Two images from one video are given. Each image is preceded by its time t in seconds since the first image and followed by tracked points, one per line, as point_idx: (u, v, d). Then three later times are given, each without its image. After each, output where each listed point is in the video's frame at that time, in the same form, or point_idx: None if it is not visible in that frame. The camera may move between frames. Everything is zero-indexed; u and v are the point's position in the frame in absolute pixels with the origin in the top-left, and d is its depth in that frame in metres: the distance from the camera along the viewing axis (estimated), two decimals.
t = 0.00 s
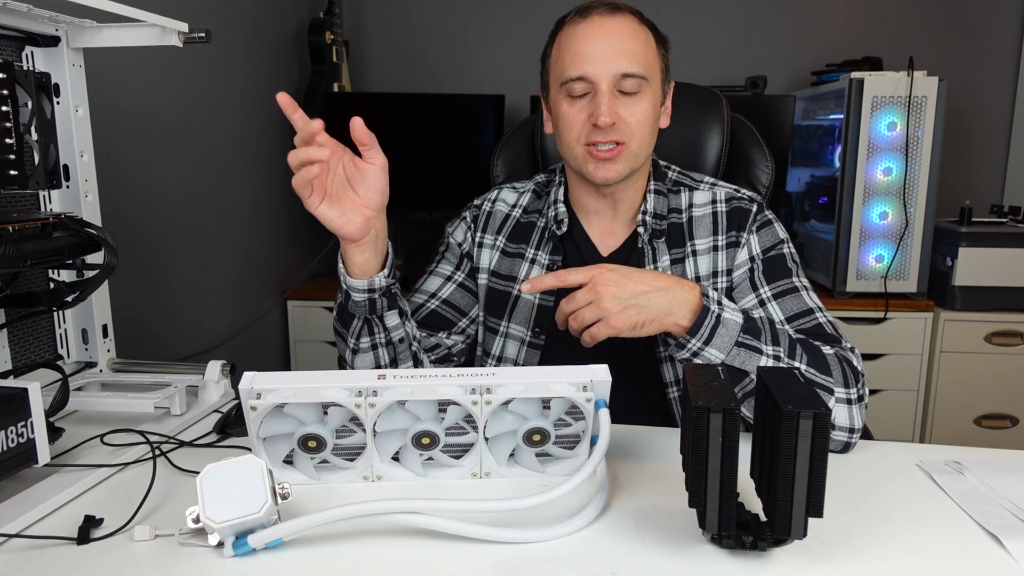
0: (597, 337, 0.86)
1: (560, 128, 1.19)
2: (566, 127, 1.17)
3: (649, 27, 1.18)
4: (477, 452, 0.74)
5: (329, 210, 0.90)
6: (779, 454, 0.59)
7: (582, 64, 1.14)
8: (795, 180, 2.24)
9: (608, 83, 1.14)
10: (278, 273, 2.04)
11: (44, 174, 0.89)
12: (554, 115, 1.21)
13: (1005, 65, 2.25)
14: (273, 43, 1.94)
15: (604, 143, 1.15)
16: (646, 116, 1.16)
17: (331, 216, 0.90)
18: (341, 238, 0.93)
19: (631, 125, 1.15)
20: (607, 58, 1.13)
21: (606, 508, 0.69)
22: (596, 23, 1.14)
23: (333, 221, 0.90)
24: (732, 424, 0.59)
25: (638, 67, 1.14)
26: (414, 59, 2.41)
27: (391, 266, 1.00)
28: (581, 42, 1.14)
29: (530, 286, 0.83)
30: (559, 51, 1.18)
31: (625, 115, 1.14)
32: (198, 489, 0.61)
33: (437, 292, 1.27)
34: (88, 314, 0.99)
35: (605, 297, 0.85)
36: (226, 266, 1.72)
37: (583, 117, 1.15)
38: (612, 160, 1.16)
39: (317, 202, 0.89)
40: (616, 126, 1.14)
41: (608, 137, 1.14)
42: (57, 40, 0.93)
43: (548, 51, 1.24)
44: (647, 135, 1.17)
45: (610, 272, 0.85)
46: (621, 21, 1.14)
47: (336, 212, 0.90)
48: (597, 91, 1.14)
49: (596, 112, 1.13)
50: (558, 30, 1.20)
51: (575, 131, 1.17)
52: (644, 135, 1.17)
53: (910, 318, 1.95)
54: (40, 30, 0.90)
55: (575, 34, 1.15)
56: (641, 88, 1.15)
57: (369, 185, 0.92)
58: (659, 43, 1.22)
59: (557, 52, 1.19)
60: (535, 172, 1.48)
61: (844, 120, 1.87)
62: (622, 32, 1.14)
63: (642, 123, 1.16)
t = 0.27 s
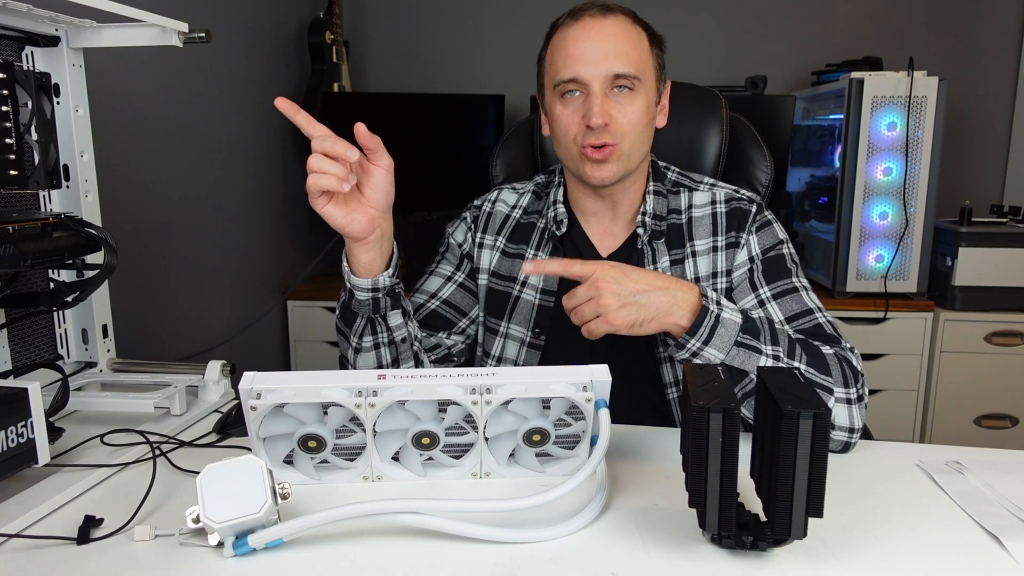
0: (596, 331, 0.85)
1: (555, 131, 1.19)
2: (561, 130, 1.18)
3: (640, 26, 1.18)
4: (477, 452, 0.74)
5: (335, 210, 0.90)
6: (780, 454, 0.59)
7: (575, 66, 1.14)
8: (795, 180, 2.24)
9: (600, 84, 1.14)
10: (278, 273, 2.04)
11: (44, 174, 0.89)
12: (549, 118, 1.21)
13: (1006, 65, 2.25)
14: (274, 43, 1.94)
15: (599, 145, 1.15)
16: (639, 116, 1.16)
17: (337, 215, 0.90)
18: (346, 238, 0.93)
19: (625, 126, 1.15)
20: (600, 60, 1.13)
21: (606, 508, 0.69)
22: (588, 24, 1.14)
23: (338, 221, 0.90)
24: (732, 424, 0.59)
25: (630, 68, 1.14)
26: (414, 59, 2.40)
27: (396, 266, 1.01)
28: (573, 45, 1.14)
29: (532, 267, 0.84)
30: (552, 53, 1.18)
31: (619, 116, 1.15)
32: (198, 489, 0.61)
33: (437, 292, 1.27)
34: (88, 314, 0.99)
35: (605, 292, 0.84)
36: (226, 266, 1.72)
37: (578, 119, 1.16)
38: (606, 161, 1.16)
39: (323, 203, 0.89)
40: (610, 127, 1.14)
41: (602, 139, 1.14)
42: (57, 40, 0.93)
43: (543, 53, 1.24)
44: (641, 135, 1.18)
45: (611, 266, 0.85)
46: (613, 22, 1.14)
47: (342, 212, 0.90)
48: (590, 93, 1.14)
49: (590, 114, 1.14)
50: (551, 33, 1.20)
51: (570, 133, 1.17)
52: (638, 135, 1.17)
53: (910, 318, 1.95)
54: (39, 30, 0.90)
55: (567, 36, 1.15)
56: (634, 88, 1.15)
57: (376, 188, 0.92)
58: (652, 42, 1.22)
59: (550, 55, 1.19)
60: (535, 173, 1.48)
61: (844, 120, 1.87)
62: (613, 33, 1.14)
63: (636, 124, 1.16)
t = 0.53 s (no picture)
0: (597, 337, 0.86)
1: (554, 131, 1.19)
2: (560, 131, 1.18)
3: (637, 26, 1.18)
4: (477, 451, 0.74)
5: (344, 202, 0.90)
6: (779, 453, 0.59)
7: (574, 67, 1.14)
8: (795, 180, 2.24)
9: (598, 85, 1.14)
10: (278, 273, 2.04)
11: (44, 174, 0.89)
12: (548, 118, 1.22)
13: (1006, 65, 2.25)
14: (274, 43, 1.94)
15: (598, 146, 1.15)
16: (638, 116, 1.16)
17: (345, 208, 0.90)
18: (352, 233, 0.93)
19: (624, 126, 1.15)
20: (597, 61, 1.13)
21: (606, 508, 0.69)
22: (585, 25, 1.14)
23: (345, 213, 0.90)
24: (732, 424, 0.59)
25: (628, 68, 1.14)
26: (414, 58, 2.40)
27: (402, 267, 1.01)
28: (570, 46, 1.14)
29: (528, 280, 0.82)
30: (550, 54, 1.18)
31: (617, 117, 1.15)
32: (198, 489, 0.61)
33: (438, 293, 1.27)
34: (88, 314, 0.99)
35: (604, 297, 0.85)
36: (226, 266, 1.72)
37: (576, 120, 1.16)
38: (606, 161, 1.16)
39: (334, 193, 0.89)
40: (608, 127, 1.14)
41: (601, 139, 1.14)
42: (57, 40, 0.93)
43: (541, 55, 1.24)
44: (640, 135, 1.18)
45: (609, 273, 0.85)
46: (610, 23, 1.14)
47: (350, 205, 0.91)
48: (589, 94, 1.14)
49: (588, 115, 1.14)
50: (549, 34, 1.20)
51: (568, 134, 1.17)
52: (637, 135, 1.17)
53: (910, 318, 1.95)
54: (39, 30, 0.90)
55: (565, 37, 1.15)
56: (632, 88, 1.15)
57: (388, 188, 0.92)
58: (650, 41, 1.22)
59: (548, 56, 1.19)
60: (536, 173, 1.48)
61: (844, 120, 1.87)
62: (611, 34, 1.13)
63: (635, 124, 1.16)
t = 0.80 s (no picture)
0: (597, 337, 0.86)
1: (556, 131, 1.19)
2: (562, 131, 1.18)
3: (641, 27, 1.18)
4: (477, 451, 0.74)
5: (337, 214, 0.89)
6: (779, 454, 0.59)
7: (577, 67, 1.14)
8: (795, 180, 2.24)
9: (602, 85, 1.14)
10: (279, 273, 2.04)
11: (44, 174, 0.89)
12: (550, 118, 1.21)
13: (1006, 65, 2.25)
14: (274, 43, 1.94)
15: (600, 146, 1.15)
16: (641, 117, 1.16)
17: (340, 219, 0.90)
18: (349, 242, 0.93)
19: (627, 126, 1.15)
20: (601, 61, 1.13)
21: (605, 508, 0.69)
22: (589, 25, 1.14)
23: (341, 225, 0.90)
24: (732, 424, 0.59)
25: (632, 69, 1.14)
26: (414, 59, 2.40)
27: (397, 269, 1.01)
28: (574, 45, 1.14)
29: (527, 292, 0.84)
30: (553, 54, 1.17)
31: (620, 117, 1.15)
32: (198, 489, 0.61)
33: (438, 293, 1.27)
34: (88, 314, 0.99)
35: (603, 298, 0.85)
36: (226, 266, 1.72)
37: (579, 120, 1.16)
38: (608, 162, 1.16)
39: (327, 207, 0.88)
40: (611, 128, 1.14)
41: (604, 140, 1.15)
42: (57, 40, 0.93)
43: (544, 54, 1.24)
44: (643, 136, 1.18)
45: (607, 273, 0.86)
46: (614, 23, 1.14)
47: (344, 216, 0.90)
48: (592, 94, 1.14)
49: (591, 115, 1.14)
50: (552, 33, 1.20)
51: (571, 134, 1.17)
52: (639, 136, 1.17)
53: (910, 318, 1.95)
54: (39, 30, 0.90)
55: (568, 37, 1.14)
56: (635, 89, 1.15)
57: (382, 194, 0.92)
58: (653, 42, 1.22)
59: (551, 55, 1.18)
60: (535, 173, 1.48)
61: (844, 120, 1.87)
62: (615, 34, 1.13)
63: (638, 124, 1.16)
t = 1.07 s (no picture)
0: (603, 330, 0.86)
1: (558, 131, 1.19)
2: (564, 131, 1.17)
3: (644, 28, 1.18)
4: (477, 452, 0.74)
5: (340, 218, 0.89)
6: (779, 453, 0.59)
7: (580, 66, 1.14)
8: (795, 180, 2.24)
9: (604, 86, 1.14)
10: (279, 273, 2.04)
11: (44, 174, 0.89)
12: (551, 118, 1.21)
13: (1006, 64, 2.25)
14: (274, 43, 1.94)
15: (602, 146, 1.15)
16: (643, 117, 1.16)
17: (342, 224, 0.90)
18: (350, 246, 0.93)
19: (629, 127, 1.15)
20: (604, 62, 1.13)
21: (605, 508, 0.69)
22: (592, 25, 1.14)
23: (343, 229, 0.90)
24: (732, 424, 0.59)
25: (634, 69, 1.14)
26: (415, 58, 2.41)
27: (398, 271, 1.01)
28: (577, 45, 1.14)
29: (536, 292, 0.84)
30: (556, 53, 1.17)
31: (622, 118, 1.15)
32: (198, 489, 0.61)
33: (438, 293, 1.27)
34: (88, 314, 0.99)
35: (610, 292, 0.85)
36: (226, 266, 1.72)
37: (581, 120, 1.15)
38: (610, 161, 1.16)
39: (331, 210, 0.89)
40: (614, 128, 1.14)
41: (606, 140, 1.14)
42: (57, 40, 0.93)
43: (546, 53, 1.24)
44: (645, 137, 1.18)
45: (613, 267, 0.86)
46: (617, 24, 1.14)
47: (347, 220, 0.90)
48: (594, 94, 1.14)
49: (593, 116, 1.14)
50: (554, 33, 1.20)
51: (573, 133, 1.17)
52: (641, 137, 1.17)
53: (911, 318, 1.95)
54: (40, 30, 0.90)
55: (571, 37, 1.14)
56: (637, 90, 1.15)
57: (387, 201, 0.92)
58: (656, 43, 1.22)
59: (554, 55, 1.18)
60: (535, 173, 1.48)
61: (844, 119, 1.87)
62: (618, 35, 1.13)
63: (640, 125, 1.16)
